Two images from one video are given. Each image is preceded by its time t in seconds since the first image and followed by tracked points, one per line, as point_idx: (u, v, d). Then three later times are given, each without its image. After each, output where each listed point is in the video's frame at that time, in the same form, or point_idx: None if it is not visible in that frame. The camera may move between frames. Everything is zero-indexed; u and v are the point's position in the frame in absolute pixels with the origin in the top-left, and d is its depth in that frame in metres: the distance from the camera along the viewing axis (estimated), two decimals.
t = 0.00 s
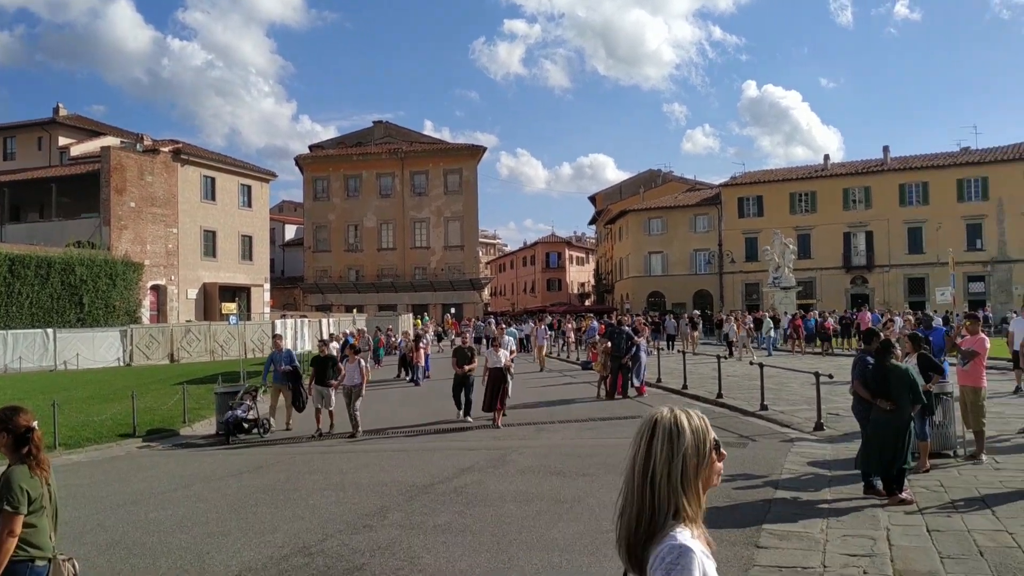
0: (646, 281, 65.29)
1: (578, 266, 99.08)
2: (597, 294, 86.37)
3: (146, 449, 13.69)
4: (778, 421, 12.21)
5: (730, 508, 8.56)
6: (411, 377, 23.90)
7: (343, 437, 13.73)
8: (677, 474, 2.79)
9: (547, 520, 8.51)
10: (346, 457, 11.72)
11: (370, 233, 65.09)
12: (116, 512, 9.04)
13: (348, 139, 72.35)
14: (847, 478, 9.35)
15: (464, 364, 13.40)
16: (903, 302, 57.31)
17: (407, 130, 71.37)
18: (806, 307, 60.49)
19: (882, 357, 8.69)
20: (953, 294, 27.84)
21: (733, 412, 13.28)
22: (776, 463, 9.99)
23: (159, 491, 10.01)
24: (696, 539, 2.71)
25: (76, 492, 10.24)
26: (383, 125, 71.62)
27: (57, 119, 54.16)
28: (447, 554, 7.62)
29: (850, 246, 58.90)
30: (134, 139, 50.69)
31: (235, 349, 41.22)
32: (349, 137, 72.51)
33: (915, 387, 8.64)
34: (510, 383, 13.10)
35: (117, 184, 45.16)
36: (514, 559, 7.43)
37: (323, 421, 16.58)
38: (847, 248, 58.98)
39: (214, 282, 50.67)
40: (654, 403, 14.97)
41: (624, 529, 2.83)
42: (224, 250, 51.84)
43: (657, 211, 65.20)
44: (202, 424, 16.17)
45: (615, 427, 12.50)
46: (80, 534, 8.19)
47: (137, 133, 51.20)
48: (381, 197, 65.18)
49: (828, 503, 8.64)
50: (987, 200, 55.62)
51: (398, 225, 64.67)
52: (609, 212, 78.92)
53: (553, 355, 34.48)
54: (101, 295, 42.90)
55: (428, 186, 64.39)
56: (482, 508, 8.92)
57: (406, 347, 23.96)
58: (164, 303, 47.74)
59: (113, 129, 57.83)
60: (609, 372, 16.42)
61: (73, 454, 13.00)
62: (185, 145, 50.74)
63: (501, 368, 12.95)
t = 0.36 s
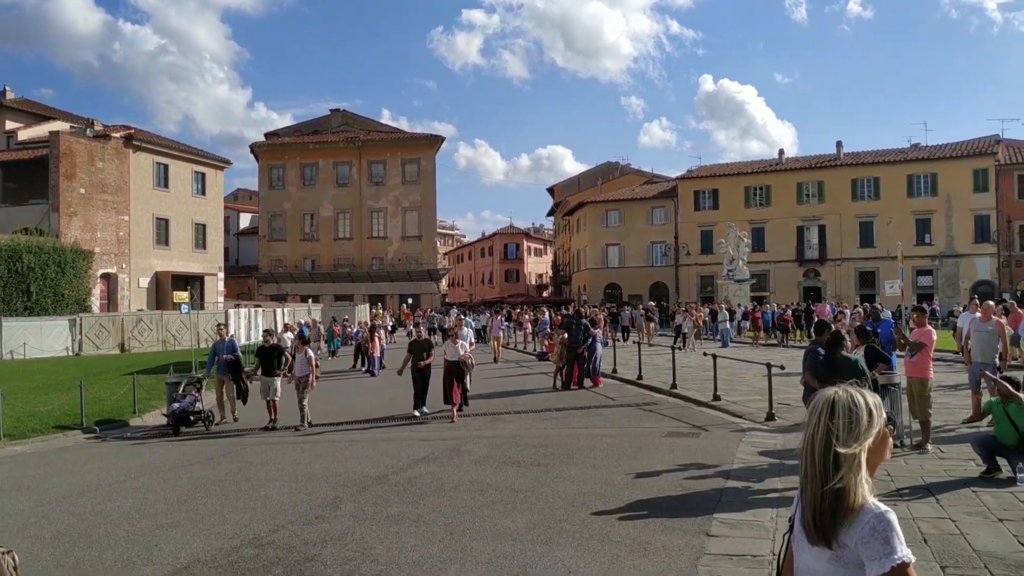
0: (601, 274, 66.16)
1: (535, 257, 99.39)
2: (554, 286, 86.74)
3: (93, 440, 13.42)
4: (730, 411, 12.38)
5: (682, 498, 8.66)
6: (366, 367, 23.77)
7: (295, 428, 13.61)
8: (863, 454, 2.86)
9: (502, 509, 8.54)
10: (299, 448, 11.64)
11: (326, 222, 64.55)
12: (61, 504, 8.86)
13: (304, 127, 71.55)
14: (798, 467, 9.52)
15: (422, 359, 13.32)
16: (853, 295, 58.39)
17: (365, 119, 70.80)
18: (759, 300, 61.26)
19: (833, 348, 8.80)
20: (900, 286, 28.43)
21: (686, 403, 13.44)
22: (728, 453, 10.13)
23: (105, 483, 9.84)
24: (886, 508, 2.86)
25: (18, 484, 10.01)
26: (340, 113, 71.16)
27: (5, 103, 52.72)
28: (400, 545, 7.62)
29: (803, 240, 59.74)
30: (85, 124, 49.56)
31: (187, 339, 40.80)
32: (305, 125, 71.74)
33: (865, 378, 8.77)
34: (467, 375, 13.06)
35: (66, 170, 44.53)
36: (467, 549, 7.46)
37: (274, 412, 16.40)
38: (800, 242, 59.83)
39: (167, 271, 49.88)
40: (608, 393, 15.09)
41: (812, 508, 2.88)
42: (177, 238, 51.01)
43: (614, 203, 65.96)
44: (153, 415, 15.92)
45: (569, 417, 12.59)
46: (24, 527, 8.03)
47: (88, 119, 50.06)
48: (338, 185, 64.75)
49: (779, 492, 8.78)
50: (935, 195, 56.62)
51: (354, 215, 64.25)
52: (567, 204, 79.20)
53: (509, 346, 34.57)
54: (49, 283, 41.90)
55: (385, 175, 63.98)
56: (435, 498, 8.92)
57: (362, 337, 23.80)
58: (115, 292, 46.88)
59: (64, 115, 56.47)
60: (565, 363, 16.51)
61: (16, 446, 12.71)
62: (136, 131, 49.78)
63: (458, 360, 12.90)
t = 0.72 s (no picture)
0: (572, 267, 66.09)
1: (506, 250, 99.40)
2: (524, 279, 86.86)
3: (54, 435, 13.20)
4: (697, 404, 12.49)
5: (648, 490, 8.72)
6: (334, 361, 23.65)
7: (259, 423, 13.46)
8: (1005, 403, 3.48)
9: (469, 502, 8.56)
10: (265, 442, 11.56)
11: (294, 215, 64.12)
12: (21, 500, 8.73)
13: (272, 118, 70.86)
14: (764, 458, 9.64)
15: (385, 351, 13.39)
16: (819, 288, 59.13)
17: (334, 110, 70.27)
18: (726, 293, 61.91)
19: (797, 341, 8.91)
20: (863, 280, 28.81)
21: (653, 395, 13.53)
22: (694, 444, 10.21)
23: (66, 478, 9.70)
24: None
25: None
26: (308, 104, 70.42)
27: None
28: (366, 538, 7.61)
29: (770, 234, 60.32)
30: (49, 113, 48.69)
31: (152, 333, 40.44)
32: (273, 116, 71.01)
33: (829, 369, 8.90)
34: (441, 369, 12.99)
35: (27, 160, 43.90)
36: (434, 542, 7.47)
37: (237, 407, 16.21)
38: (767, 236, 60.42)
39: (132, 264, 49.25)
40: (576, 386, 15.17)
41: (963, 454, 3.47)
42: (142, 229, 50.36)
43: (584, 196, 65.93)
44: (116, 409, 15.73)
45: (538, 409, 12.64)
46: None
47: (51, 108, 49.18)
48: (305, 177, 64.21)
49: (744, 484, 8.87)
50: (899, 190, 57.45)
51: (323, 207, 63.85)
52: (537, 197, 79.27)
53: (478, 339, 34.59)
54: (11, 276, 41.17)
55: (353, 167, 63.53)
56: (402, 492, 8.91)
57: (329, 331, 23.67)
58: (78, 285, 46.22)
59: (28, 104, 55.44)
60: (535, 357, 16.55)
61: None
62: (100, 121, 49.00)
63: (431, 353, 12.88)
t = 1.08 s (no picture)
0: (555, 266, 65.92)
1: (489, 249, 99.33)
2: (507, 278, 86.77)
3: (29, 437, 13.10)
4: (679, 402, 12.53)
5: (628, 487, 8.76)
6: (316, 360, 23.60)
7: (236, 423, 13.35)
8: None
9: (450, 501, 8.56)
10: (246, 441, 11.53)
11: (275, 213, 63.90)
12: None
13: (253, 116, 70.54)
14: (745, 455, 9.69)
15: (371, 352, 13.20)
16: (800, 286, 59.45)
17: (316, 108, 70.03)
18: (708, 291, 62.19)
19: (777, 340, 8.95)
20: (843, 278, 29.00)
21: (635, 393, 13.56)
22: (676, 442, 10.24)
23: (42, 480, 9.62)
24: None
25: None
26: (289, 103, 70.11)
27: None
28: (347, 537, 7.61)
29: (751, 232, 60.51)
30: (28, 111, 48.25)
31: (132, 332, 40.23)
32: (255, 115, 70.69)
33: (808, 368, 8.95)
34: (428, 369, 12.88)
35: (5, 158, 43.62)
36: (415, 541, 7.49)
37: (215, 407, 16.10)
38: (748, 234, 60.66)
39: (112, 263, 48.95)
40: (558, 384, 15.20)
41: None
42: (122, 229, 50.03)
43: (567, 195, 65.82)
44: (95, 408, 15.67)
45: (519, 408, 12.66)
46: None
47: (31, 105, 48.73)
48: (287, 175, 63.98)
49: (724, 481, 8.91)
50: (880, 189, 57.83)
51: (305, 205, 63.65)
52: (520, 195, 79.27)
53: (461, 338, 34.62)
54: None
55: (335, 166, 63.40)
56: (384, 491, 8.92)
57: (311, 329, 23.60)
58: (57, 284, 45.88)
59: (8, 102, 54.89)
60: (517, 355, 16.63)
61: None
62: (80, 119, 48.57)
63: (419, 352, 12.78)
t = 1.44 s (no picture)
0: (530, 266, 66.09)
1: (464, 249, 99.23)
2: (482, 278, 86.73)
3: None
4: (652, 401, 12.59)
5: (602, 487, 8.79)
6: (289, 361, 23.45)
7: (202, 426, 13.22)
8: None
9: (424, 503, 8.56)
10: (217, 444, 11.43)
11: (247, 214, 63.45)
12: None
13: (225, 116, 70.00)
14: (718, 455, 9.76)
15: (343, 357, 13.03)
16: (772, 285, 59.90)
17: (288, 108, 69.64)
18: (682, 291, 62.60)
19: (750, 339, 9.04)
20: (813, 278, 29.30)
21: (609, 393, 13.61)
22: (648, 441, 10.31)
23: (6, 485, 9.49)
24: None
25: None
26: (262, 102, 69.64)
27: None
28: (320, 540, 7.58)
29: (723, 233, 60.93)
30: None
31: (102, 334, 39.85)
32: (227, 115, 70.17)
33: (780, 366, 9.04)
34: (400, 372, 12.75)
35: None
36: (388, 542, 7.48)
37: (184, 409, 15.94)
38: (720, 235, 61.08)
39: (81, 264, 48.38)
40: (533, 385, 15.25)
41: None
42: (91, 229, 49.45)
43: (541, 195, 66.01)
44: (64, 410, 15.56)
45: (493, 409, 12.68)
46: None
47: None
48: (259, 176, 63.56)
49: (697, 479, 8.97)
50: (849, 189, 58.45)
51: (277, 206, 63.32)
52: (495, 195, 79.33)
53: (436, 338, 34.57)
54: None
55: (308, 166, 63.08)
56: (357, 493, 8.90)
57: (284, 331, 23.46)
58: (26, 285, 45.23)
59: None
60: (491, 355, 16.58)
61: None
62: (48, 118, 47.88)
63: (391, 355, 12.66)
